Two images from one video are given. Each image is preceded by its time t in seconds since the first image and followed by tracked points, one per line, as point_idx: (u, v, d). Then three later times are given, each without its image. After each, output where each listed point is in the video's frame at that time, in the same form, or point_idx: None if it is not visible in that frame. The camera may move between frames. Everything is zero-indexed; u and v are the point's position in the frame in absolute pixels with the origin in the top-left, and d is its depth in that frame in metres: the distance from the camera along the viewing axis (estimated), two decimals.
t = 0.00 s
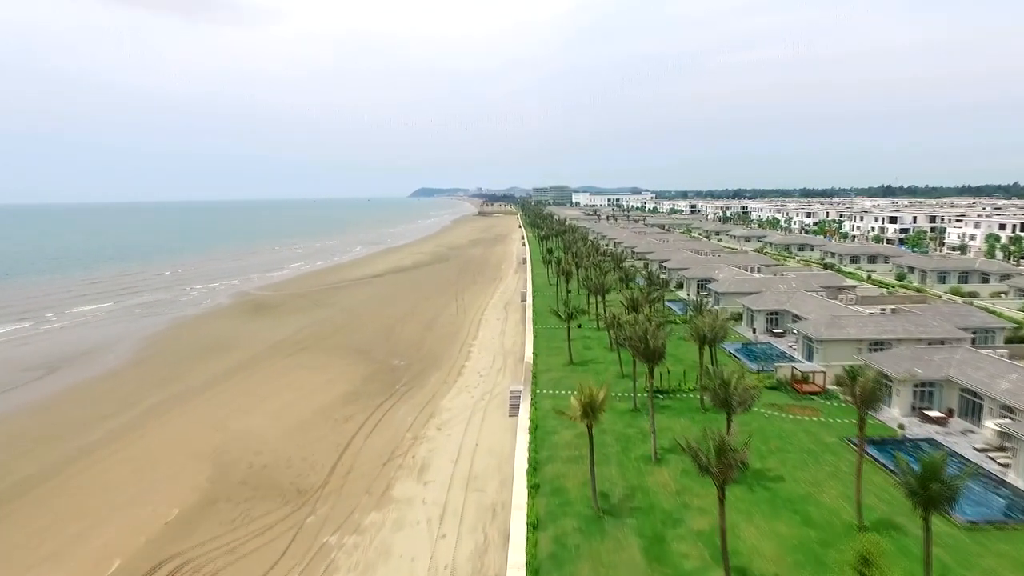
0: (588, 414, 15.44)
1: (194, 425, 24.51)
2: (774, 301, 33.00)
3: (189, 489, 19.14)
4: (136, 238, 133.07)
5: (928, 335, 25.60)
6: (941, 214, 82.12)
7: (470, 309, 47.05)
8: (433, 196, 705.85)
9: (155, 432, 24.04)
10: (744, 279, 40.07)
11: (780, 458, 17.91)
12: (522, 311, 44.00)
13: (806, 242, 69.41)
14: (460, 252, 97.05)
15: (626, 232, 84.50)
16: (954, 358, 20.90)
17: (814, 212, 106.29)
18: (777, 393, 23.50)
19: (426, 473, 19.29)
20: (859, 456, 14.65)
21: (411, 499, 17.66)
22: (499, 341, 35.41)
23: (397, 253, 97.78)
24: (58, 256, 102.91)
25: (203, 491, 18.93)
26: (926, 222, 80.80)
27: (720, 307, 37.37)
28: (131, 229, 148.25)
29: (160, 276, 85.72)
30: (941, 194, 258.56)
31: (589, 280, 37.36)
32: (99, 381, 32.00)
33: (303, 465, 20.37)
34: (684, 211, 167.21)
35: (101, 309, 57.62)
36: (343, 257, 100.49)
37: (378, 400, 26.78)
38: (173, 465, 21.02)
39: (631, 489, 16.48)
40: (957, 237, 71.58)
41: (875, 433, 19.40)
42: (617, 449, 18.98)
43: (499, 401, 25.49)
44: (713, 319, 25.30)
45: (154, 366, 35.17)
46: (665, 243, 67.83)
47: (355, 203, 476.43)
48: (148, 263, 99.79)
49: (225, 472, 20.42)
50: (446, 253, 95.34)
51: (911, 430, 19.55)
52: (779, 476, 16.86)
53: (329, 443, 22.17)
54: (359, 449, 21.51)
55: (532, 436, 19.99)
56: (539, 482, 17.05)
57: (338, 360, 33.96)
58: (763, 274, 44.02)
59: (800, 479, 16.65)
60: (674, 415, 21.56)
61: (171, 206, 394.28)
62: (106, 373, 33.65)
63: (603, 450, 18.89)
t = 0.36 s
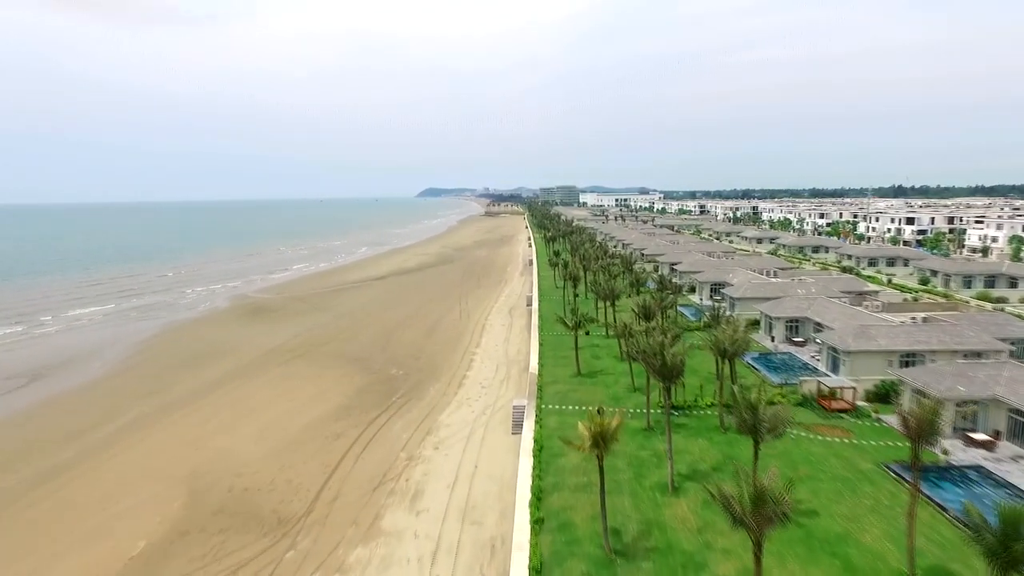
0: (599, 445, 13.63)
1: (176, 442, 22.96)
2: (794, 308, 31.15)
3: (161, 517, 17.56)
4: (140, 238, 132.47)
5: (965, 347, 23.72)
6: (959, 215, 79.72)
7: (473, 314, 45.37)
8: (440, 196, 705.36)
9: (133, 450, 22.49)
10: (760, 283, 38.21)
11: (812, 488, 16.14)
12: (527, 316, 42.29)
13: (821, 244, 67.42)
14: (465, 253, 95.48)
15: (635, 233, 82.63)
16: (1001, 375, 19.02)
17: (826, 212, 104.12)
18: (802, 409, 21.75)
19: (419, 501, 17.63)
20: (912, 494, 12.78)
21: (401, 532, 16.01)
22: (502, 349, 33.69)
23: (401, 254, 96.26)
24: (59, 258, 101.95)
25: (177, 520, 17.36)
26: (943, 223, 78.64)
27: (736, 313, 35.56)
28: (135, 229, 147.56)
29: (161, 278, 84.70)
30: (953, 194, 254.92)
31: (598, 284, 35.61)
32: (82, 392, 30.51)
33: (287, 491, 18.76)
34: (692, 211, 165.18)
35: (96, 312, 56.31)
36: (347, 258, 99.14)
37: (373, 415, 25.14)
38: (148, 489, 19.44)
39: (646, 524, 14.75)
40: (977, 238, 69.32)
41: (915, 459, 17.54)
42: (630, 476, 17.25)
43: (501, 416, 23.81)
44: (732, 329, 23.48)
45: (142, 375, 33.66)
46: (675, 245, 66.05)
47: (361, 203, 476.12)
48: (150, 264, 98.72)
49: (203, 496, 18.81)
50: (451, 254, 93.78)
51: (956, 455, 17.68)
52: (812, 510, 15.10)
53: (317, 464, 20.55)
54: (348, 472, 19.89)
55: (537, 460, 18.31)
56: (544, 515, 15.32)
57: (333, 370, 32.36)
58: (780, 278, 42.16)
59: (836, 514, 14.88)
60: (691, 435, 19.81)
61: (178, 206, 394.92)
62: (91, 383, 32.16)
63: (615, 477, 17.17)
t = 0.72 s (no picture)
0: (613, 487, 11.78)
1: (153, 462, 21.29)
2: (816, 315, 29.30)
3: (126, 550, 15.96)
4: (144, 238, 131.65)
5: (1007, 361, 21.82)
6: (979, 215, 77.40)
7: (477, 319, 43.61)
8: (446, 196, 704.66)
9: (106, 472, 20.80)
10: (777, 287, 36.33)
11: (850, 525, 14.33)
12: (533, 321, 40.55)
13: (836, 245, 65.37)
14: (470, 254, 93.89)
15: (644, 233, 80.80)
16: None
17: (840, 212, 101.86)
18: (831, 428, 19.96)
19: (410, 535, 15.95)
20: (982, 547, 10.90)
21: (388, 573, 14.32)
22: (506, 357, 31.97)
23: (406, 255, 94.81)
24: (61, 258, 101.04)
25: (142, 555, 15.75)
26: (962, 224, 76.38)
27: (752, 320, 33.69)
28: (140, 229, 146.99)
29: (162, 279, 83.59)
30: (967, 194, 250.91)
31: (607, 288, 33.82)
32: (64, 402, 29.00)
33: (266, 520, 17.12)
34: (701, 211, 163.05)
35: (91, 315, 55.02)
36: (350, 259, 97.79)
37: (365, 430, 23.47)
38: (117, 515, 17.86)
39: (664, 570, 12.98)
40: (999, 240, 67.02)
41: (963, 490, 15.69)
42: (645, 508, 15.47)
43: (503, 434, 22.08)
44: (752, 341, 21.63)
45: (128, 382, 32.12)
46: (685, 246, 64.21)
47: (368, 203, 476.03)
48: (152, 266, 97.66)
49: (175, 526, 17.17)
50: (456, 255, 92.27)
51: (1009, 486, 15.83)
52: (853, 553, 13.29)
53: (301, 489, 18.90)
54: (335, 498, 18.23)
55: (541, 488, 16.57)
56: (549, 557, 13.56)
57: (327, 378, 30.70)
58: (797, 282, 40.27)
59: (881, 558, 13.08)
60: (711, 460, 18.03)
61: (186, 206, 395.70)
62: (74, 392, 30.53)
63: (628, 509, 15.41)
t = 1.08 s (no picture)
0: (628, 544, 10.01)
1: (126, 483, 19.73)
2: (839, 324, 27.48)
3: None
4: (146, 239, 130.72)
5: None
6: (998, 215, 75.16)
7: (480, 324, 41.90)
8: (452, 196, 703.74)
9: (76, 494, 19.31)
10: (795, 292, 34.50)
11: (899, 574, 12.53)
12: (538, 327, 38.78)
13: (851, 247, 63.35)
14: (475, 255, 92.29)
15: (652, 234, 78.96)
16: None
17: (852, 212, 99.65)
18: (863, 452, 18.19)
19: None
20: None
21: None
22: (509, 367, 30.27)
23: (409, 257, 93.15)
24: (61, 260, 100.03)
25: None
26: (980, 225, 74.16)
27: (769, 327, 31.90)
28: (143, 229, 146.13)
29: (162, 280, 82.28)
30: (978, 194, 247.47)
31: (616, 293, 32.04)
32: (42, 412, 27.52)
33: (240, 556, 15.53)
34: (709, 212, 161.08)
35: (84, 318, 53.65)
36: (353, 260, 96.46)
37: (356, 447, 21.83)
38: (79, 545, 16.32)
39: None
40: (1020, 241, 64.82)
41: None
42: (662, 549, 13.70)
43: (504, 454, 20.40)
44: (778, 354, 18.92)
45: (113, 390, 30.63)
46: (695, 248, 62.39)
47: (373, 203, 475.86)
48: (152, 267, 96.49)
49: (141, 561, 15.63)
50: (460, 256, 90.64)
51: None
52: None
53: (283, 518, 17.30)
54: (317, 529, 16.62)
55: (545, 522, 14.86)
56: None
57: (320, 389, 29.11)
58: (815, 286, 38.42)
59: None
60: (733, 489, 16.28)
61: (191, 207, 395.99)
62: (55, 401, 29.05)
63: (643, 550, 13.66)
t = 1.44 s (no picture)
0: None
1: (90, 511, 18.12)
2: (863, 333, 25.69)
3: None
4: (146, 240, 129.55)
5: None
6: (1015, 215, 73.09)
7: (481, 329, 40.17)
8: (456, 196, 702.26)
9: (36, 523, 17.71)
10: (813, 297, 32.71)
11: None
12: (541, 333, 37.06)
13: (865, 248, 61.46)
14: (477, 256, 90.70)
15: (658, 235, 77.06)
16: None
17: (863, 212, 97.62)
18: (902, 480, 16.39)
19: None
20: None
21: None
22: (510, 378, 28.54)
23: (410, 258, 91.59)
24: (59, 262, 98.86)
25: None
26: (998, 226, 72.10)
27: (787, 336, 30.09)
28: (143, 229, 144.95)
29: (158, 283, 80.63)
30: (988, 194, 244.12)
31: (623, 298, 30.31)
32: (15, 427, 25.97)
33: None
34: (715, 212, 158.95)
35: (75, 321, 52.18)
36: (353, 261, 94.99)
37: (342, 469, 20.17)
38: None
39: None
40: None
41: None
42: None
43: (503, 478, 18.68)
44: (806, 371, 16.94)
45: (92, 403, 29.08)
46: (704, 249, 60.62)
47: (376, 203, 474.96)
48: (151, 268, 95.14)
49: None
50: (462, 257, 89.06)
51: None
52: None
53: (256, 554, 15.65)
54: (293, 567, 14.95)
55: (549, 565, 13.10)
56: None
57: (309, 401, 27.44)
58: (833, 290, 36.63)
59: None
60: (759, 524, 14.52)
61: (195, 206, 395.70)
62: (30, 415, 27.51)
63: None
